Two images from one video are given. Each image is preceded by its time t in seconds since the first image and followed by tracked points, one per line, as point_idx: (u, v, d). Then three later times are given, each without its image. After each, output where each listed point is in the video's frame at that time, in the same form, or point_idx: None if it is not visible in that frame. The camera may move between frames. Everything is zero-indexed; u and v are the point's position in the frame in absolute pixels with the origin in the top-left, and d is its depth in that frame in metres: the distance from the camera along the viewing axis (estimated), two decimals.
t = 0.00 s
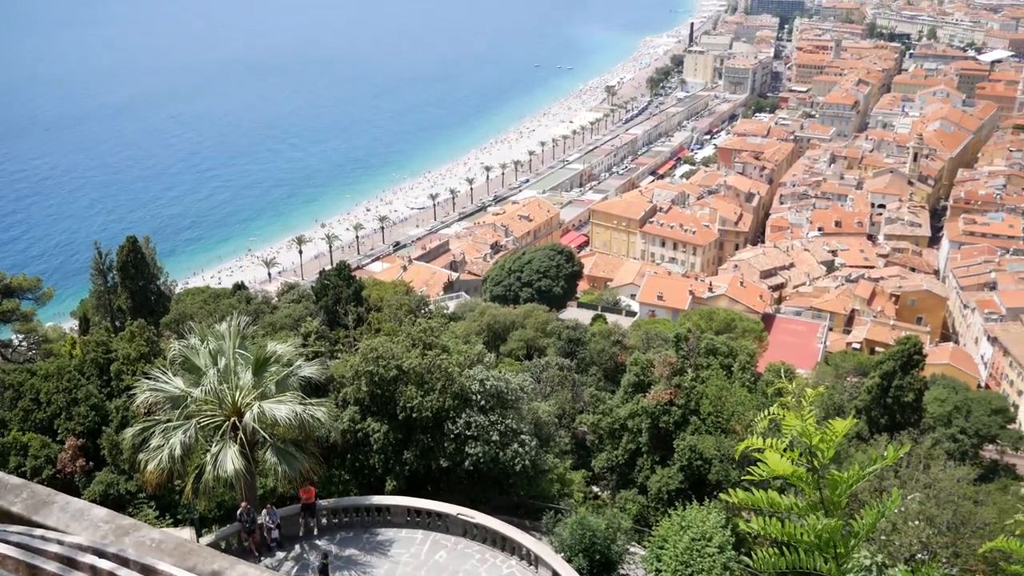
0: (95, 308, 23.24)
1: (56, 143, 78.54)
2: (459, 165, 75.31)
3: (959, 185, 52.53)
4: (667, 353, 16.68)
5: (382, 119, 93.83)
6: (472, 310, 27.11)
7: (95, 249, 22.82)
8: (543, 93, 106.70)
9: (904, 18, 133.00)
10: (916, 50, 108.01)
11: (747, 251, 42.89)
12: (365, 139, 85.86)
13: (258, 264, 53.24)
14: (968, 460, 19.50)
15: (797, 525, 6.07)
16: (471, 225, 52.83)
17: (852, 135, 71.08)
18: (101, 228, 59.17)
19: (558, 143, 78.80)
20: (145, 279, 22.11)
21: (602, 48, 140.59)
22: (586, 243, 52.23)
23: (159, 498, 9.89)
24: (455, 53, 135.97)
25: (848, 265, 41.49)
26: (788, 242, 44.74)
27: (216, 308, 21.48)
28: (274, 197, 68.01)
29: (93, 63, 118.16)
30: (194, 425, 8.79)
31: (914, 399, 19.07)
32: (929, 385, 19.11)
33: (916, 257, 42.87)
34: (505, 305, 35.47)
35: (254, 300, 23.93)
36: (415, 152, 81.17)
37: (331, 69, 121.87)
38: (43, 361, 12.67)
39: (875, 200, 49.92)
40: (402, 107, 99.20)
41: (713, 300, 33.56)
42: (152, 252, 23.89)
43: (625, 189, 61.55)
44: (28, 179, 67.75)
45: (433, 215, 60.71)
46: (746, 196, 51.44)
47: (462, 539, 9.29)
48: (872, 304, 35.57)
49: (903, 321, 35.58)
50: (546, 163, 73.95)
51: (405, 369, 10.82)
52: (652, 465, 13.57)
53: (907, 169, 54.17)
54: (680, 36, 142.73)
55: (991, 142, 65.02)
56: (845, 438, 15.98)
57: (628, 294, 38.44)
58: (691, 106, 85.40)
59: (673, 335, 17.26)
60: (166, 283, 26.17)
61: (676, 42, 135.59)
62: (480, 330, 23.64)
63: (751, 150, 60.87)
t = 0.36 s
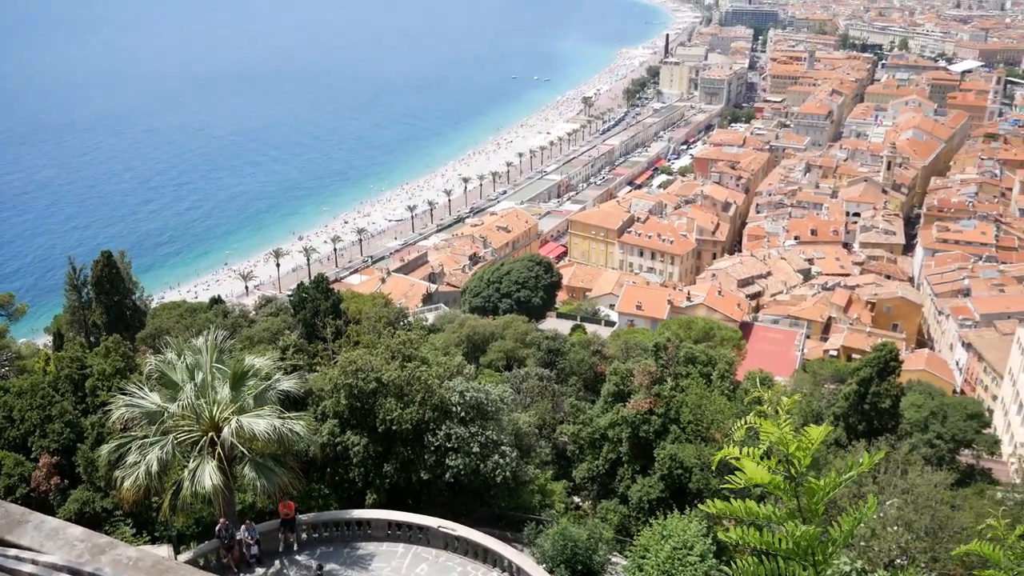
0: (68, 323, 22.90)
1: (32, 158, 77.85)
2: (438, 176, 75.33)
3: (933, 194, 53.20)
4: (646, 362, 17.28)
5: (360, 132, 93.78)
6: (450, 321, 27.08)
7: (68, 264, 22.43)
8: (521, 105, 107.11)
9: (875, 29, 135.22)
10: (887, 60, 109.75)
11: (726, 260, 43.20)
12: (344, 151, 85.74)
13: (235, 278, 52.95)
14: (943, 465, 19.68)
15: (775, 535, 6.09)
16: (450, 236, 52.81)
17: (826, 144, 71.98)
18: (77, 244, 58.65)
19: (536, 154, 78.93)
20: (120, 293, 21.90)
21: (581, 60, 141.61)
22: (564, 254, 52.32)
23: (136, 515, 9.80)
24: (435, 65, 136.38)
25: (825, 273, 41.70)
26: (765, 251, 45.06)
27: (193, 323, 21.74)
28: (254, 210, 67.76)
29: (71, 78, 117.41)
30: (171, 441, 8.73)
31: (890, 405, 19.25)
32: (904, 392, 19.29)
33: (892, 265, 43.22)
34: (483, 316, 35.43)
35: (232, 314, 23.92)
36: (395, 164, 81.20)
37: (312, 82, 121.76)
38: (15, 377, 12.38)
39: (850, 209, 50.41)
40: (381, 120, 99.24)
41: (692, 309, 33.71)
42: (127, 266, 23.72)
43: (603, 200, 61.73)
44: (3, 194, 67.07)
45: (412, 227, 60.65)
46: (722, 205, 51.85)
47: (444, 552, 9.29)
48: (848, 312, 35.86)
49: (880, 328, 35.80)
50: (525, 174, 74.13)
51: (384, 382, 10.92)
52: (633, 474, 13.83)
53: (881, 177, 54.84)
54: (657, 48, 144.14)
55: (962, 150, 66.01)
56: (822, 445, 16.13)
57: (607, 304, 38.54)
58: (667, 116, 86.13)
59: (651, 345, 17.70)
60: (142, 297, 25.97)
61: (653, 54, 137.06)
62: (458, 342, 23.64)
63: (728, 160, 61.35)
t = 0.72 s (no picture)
0: (39, 338, 22.56)
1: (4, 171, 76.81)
2: (415, 186, 75.19)
3: (906, 199, 53.84)
4: (626, 369, 17.52)
5: (339, 142, 93.63)
6: (428, 330, 26.99)
7: (39, 277, 21.76)
8: (500, 114, 107.41)
9: (847, 38, 137.25)
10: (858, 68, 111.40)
11: (703, 267, 43.46)
12: (322, 161, 85.59)
13: (211, 290, 52.54)
14: (919, 468, 19.84)
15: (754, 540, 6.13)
16: (428, 245, 52.70)
17: (800, 151, 72.76)
18: (50, 258, 57.95)
19: (514, 162, 79.04)
20: (94, 306, 21.70)
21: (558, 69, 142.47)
22: (543, 262, 52.37)
23: (111, 531, 9.75)
24: (414, 75, 136.48)
25: (801, 279, 42.01)
26: (742, 257, 45.36)
27: (167, 336, 21.76)
28: (233, 221, 67.36)
29: (45, 88, 116.05)
30: (146, 456, 8.61)
31: (867, 409, 19.40)
32: (880, 395, 19.49)
33: (867, 270, 43.60)
34: (462, 325, 35.33)
35: (208, 326, 23.84)
36: (375, 173, 81.07)
37: (290, 92, 121.33)
38: None
39: (825, 215, 50.85)
40: (359, 130, 99.05)
41: (670, 316, 33.85)
42: (100, 279, 23.52)
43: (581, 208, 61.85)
44: None
45: (389, 237, 60.48)
46: (699, 213, 52.16)
47: (425, 563, 9.36)
48: (824, 317, 36.12)
49: (856, 333, 36.09)
50: (503, 183, 74.22)
51: (363, 393, 10.93)
52: (613, 481, 14.28)
53: (855, 184, 55.48)
54: (634, 56, 145.36)
55: (933, 156, 66.96)
56: (801, 450, 16.21)
57: (585, 312, 38.58)
58: (643, 125, 86.78)
59: (631, 352, 17.90)
60: (115, 310, 25.70)
61: (629, 63, 138.22)
62: (437, 351, 23.57)
63: (704, 167, 61.78)
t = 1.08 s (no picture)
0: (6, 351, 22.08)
1: None
2: (388, 194, 74.87)
3: (875, 204, 54.71)
4: (603, 374, 17.76)
5: (312, 150, 93.05)
6: (404, 339, 26.79)
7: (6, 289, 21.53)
8: (473, 121, 107.44)
9: (816, 44, 139.49)
10: (827, 74, 113.21)
11: (677, 273, 43.79)
12: (294, 170, 84.95)
13: (183, 300, 51.84)
14: (892, 468, 20.09)
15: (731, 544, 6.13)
16: (402, 254, 52.49)
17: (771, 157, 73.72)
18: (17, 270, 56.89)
19: (487, 170, 79.06)
20: (62, 319, 21.30)
21: (531, 76, 143.01)
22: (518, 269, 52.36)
23: (82, 547, 9.56)
24: (388, 82, 136.26)
25: (774, 283, 42.45)
26: (715, 262, 45.75)
27: (138, 348, 21.44)
28: (205, 231, 66.58)
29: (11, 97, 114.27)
30: (118, 470, 8.45)
31: (840, 411, 19.66)
32: (853, 398, 19.75)
33: (838, 274, 44.19)
34: (437, 333, 35.20)
35: (180, 337, 23.50)
36: (348, 182, 80.70)
37: (263, 100, 120.62)
38: None
39: (796, 220, 51.53)
40: (332, 138, 98.50)
41: (645, 322, 34.01)
42: (68, 291, 22.99)
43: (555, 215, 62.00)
44: None
45: (363, 245, 60.15)
46: (672, 218, 52.58)
47: (402, 573, 9.29)
48: (797, 320, 36.50)
49: (828, 336, 36.53)
50: (477, 190, 74.22)
51: (338, 403, 11.04)
52: (591, 487, 14.44)
53: (825, 189, 56.28)
54: (606, 63, 146.40)
55: (901, 161, 68.15)
56: (775, 452, 16.38)
57: (560, 318, 38.63)
58: (616, 131, 87.36)
59: (607, 358, 18.16)
60: (84, 322, 25.26)
61: (601, 70, 139.24)
62: (412, 359, 23.41)
63: (676, 173, 62.32)
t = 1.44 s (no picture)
0: None
1: None
2: (363, 201, 74.53)
3: (847, 206, 55.50)
4: (580, 379, 18.07)
5: (286, 158, 92.37)
6: (381, 346, 26.61)
7: None
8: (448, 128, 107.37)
9: (787, 49, 141.42)
10: (799, 79, 114.72)
11: (653, 277, 44.09)
12: (268, 178, 84.28)
13: (156, 311, 51.14)
14: (868, 468, 20.32)
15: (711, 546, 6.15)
16: (378, 261, 52.24)
17: (744, 161, 74.54)
18: None
19: (463, 176, 79.08)
20: (34, 330, 20.90)
21: (505, 82, 143.36)
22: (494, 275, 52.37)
23: (56, 562, 9.51)
24: (362, 90, 135.91)
25: (749, 286, 42.81)
26: (691, 266, 46.09)
27: (112, 359, 21.15)
28: (177, 241, 65.70)
29: None
30: (92, 483, 8.57)
31: (816, 412, 19.88)
32: (828, 398, 19.98)
33: (812, 276, 44.71)
34: (415, 340, 35.05)
35: (154, 347, 23.18)
36: (323, 189, 80.26)
37: (236, 109, 119.65)
38: None
39: (770, 223, 52.11)
40: (306, 146, 97.92)
41: (622, 326, 34.14)
42: (40, 303, 22.55)
43: (531, 220, 62.09)
44: None
45: (339, 253, 59.75)
46: (648, 223, 52.90)
47: None
48: (772, 323, 36.85)
49: (803, 338, 36.91)
50: (453, 197, 74.15)
51: (315, 412, 11.43)
52: (570, 492, 14.74)
53: (798, 192, 56.95)
54: (580, 69, 147.25)
55: (872, 164, 69.21)
56: (754, 454, 16.52)
57: (538, 324, 38.67)
58: (591, 137, 87.87)
59: (585, 362, 18.47)
60: (57, 333, 24.87)
61: (575, 76, 140.01)
62: (390, 367, 23.26)
63: (651, 178, 62.77)
